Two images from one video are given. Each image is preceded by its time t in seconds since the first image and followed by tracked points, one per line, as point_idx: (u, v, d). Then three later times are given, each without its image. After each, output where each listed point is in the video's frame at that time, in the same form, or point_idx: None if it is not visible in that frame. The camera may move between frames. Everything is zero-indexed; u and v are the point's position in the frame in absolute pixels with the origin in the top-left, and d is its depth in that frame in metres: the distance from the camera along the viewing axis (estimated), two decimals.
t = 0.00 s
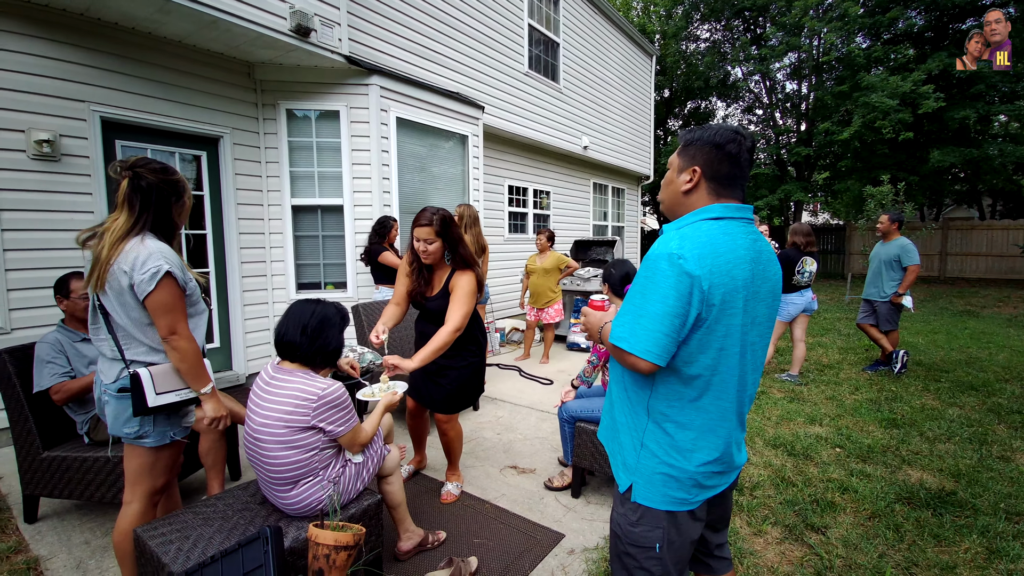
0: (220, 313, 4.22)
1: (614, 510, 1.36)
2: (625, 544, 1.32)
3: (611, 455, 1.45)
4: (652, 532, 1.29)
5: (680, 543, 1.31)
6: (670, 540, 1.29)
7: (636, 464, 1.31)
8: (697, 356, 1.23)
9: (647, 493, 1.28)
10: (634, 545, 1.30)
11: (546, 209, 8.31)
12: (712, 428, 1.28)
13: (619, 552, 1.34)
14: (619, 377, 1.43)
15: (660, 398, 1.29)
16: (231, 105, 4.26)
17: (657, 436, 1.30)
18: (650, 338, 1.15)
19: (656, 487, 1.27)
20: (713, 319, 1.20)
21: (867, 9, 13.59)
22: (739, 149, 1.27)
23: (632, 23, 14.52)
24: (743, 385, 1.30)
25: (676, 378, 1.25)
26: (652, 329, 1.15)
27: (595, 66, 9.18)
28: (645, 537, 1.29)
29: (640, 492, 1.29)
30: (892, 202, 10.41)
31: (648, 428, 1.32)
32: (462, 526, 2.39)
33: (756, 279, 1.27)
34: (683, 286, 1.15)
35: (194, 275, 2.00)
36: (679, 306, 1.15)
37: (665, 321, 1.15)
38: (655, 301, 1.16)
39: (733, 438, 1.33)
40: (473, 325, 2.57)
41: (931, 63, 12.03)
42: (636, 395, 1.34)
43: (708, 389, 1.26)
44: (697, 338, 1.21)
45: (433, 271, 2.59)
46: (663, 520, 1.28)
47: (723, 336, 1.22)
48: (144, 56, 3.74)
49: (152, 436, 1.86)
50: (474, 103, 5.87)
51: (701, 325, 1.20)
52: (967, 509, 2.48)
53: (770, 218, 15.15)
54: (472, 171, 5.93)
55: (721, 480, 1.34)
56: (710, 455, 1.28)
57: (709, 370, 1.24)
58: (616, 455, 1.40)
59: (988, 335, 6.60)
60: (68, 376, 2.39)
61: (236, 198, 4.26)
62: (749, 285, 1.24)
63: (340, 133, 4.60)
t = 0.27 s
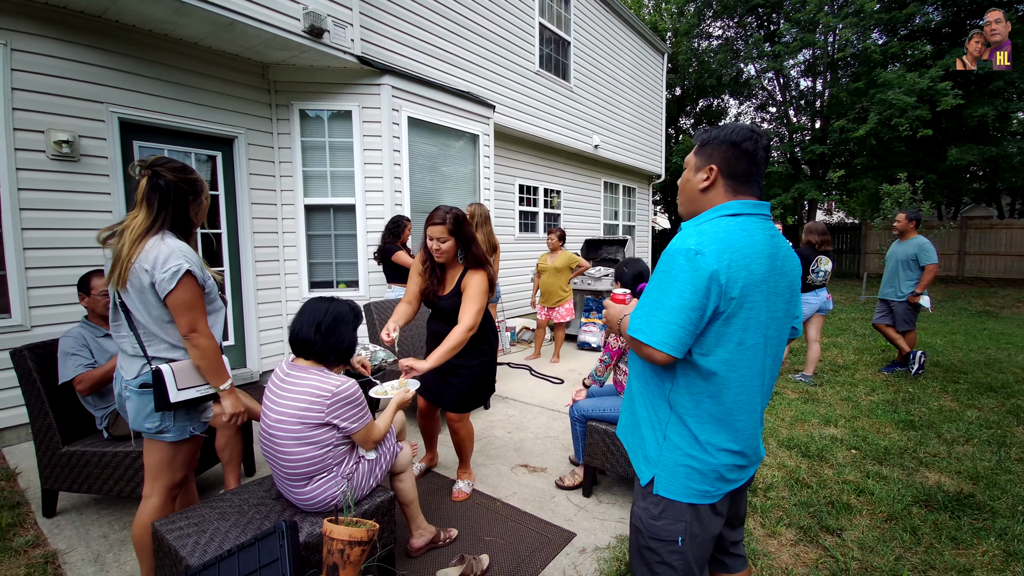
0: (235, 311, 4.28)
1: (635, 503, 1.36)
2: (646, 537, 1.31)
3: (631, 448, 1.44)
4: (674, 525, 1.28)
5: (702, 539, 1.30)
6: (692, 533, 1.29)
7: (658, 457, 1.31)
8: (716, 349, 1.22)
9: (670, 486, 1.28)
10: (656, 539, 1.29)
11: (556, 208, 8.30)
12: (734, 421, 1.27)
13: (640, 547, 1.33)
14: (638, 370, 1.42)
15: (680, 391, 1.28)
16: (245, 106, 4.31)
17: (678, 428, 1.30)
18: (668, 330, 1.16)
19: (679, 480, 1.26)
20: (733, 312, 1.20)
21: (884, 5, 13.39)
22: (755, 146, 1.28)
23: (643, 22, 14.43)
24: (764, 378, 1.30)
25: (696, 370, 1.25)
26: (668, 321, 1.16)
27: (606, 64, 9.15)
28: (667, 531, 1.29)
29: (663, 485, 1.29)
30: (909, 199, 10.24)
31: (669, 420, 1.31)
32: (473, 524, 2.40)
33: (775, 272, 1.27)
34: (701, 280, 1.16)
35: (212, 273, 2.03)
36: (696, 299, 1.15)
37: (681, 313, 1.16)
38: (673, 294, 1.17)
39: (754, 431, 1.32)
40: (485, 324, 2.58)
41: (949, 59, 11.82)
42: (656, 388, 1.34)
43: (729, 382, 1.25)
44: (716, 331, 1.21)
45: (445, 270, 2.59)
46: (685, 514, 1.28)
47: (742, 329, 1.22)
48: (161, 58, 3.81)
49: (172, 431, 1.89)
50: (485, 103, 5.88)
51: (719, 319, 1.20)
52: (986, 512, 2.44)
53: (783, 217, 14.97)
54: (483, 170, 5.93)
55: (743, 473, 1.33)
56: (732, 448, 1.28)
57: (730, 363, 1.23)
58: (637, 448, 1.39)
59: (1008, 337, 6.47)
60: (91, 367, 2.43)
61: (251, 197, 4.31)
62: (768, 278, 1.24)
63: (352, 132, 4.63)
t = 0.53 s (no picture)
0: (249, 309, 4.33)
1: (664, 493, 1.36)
2: (674, 527, 1.32)
3: (664, 447, 1.42)
4: (705, 515, 1.29)
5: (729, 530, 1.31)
6: (721, 522, 1.30)
7: (698, 454, 1.29)
8: (758, 342, 1.23)
9: (711, 481, 1.27)
10: (685, 528, 1.30)
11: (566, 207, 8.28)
12: (774, 414, 1.28)
13: (662, 538, 1.35)
14: (672, 367, 1.40)
15: (722, 386, 1.27)
16: (259, 106, 4.36)
17: (718, 424, 1.29)
18: (716, 323, 1.17)
19: (720, 474, 1.26)
20: (775, 306, 1.22)
21: None
22: (779, 144, 1.29)
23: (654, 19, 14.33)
24: (800, 371, 1.32)
25: (738, 364, 1.25)
26: (715, 316, 1.17)
27: (617, 62, 9.11)
28: (697, 520, 1.29)
29: (703, 481, 1.27)
30: (926, 198, 10.06)
31: (709, 416, 1.30)
32: (485, 521, 2.41)
33: (810, 268, 1.29)
34: (748, 274, 1.17)
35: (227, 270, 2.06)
36: (742, 293, 1.17)
37: (728, 307, 1.17)
38: (720, 288, 1.17)
39: (790, 424, 1.34)
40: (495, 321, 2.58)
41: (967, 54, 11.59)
42: (694, 383, 1.33)
43: (770, 375, 1.26)
44: (758, 325, 1.23)
45: (457, 267, 2.60)
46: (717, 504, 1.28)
47: (782, 321, 1.24)
48: (177, 59, 3.86)
49: (191, 425, 1.92)
50: (495, 102, 5.88)
51: (762, 312, 1.22)
52: (1006, 514, 2.40)
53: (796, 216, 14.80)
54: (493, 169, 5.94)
55: (777, 466, 1.34)
56: (770, 439, 1.29)
57: (772, 356, 1.25)
58: (673, 447, 1.37)
59: None
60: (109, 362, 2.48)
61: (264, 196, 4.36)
62: (805, 274, 1.27)
63: (364, 132, 4.66)
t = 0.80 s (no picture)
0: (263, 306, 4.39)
1: (709, 493, 1.36)
2: (721, 527, 1.32)
3: (701, 446, 1.42)
4: (752, 512, 1.30)
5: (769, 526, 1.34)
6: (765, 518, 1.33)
7: (742, 451, 1.31)
8: (803, 334, 1.27)
9: (757, 477, 1.29)
10: (733, 527, 1.31)
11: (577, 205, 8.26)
12: (816, 407, 1.31)
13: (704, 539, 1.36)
14: (709, 365, 1.41)
15: (766, 381, 1.29)
16: (273, 106, 4.41)
17: (762, 419, 1.31)
18: (768, 314, 1.20)
19: (766, 470, 1.28)
20: (818, 297, 1.27)
21: None
22: (805, 141, 1.34)
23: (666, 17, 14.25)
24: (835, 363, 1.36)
25: (784, 357, 1.28)
26: (768, 308, 1.20)
27: (628, 60, 9.07)
28: (743, 518, 1.31)
29: (749, 478, 1.29)
30: (943, 196, 9.89)
31: (752, 412, 1.32)
32: (497, 518, 2.42)
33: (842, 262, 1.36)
34: (798, 265, 1.22)
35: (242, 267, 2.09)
36: (793, 285, 1.21)
37: (781, 299, 1.20)
38: (772, 279, 1.21)
39: (825, 417, 1.37)
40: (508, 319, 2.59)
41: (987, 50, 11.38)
42: (735, 379, 1.35)
43: (811, 367, 1.29)
44: (804, 316, 1.27)
45: (469, 264, 2.62)
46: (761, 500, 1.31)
47: (825, 313, 1.29)
48: (193, 60, 3.92)
49: (206, 419, 1.96)
50: (507, 100, 5.89)
51: (808, 304, 1.26)
52: None
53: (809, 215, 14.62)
54: (504, 168, 5.95)
55: (814, 460, 1.38)
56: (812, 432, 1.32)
57: (814, 348, 1.29)
58: (713, 445, 1.38)
59: None
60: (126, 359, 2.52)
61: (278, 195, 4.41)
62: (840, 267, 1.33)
63: (376, 131, 4.69)
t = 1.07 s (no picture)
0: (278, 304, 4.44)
1: (735, 493, 1.38)
2: (750, 526, 1.34)
3: (726, 443, 1.42)
4: (781, 511, 1.31)
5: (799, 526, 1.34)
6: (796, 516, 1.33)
7: (768, 448, 1.31)
8: (833, 330, 1.27)
9: (783, 474, 1.29)
10: (764, 526, 1.32)
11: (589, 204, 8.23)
12: (845, 406, 1.30)
13: (734, 539, 1.37)
14: (733, 362, 1.41)
15: (794, 377, 1.29)
16: (289, 105, 4.46)
17: (787, 417, 1.30)
18: (800, 308, 1.20)
19: (792, 467, 1.28)
20: (849, 293, 1.26)
21: None
22: (832, 138, 1.33)
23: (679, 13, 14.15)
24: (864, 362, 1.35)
25: (813, 354, 1.27)
26: (803, 302, 1.20)
27: (641, 58, 9.01)
28: (774, 517, 1.31)
29: (775, 475, 1.30)
30: (963, 194, 9.69)
31: (777, 410, 1.32)
32: (511, 515, 2.42)
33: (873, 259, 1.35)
34: (831, 260, 1.21)
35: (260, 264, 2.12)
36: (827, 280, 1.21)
37: (816, 294, 1.20)
38: (806, 272, 1.21)
39: (852, 416, 1.37)
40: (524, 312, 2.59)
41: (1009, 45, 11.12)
42: (761, 376, 1.34)
43: (841, 365, 1.29)
44: (835, 312, 1.26)
45: (484, 253, 2.62)
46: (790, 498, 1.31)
47: (856, 310, 1.28)
48: (211, 60, 3.98)
49: (223, 414, 1.98)
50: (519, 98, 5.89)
51: (839, 300, 1.26)
52: None
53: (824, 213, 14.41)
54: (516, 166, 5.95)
55: (840, 459, 1.37)
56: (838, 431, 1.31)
57: (844, 345, 1.28)
58: (738, 441, 1.38)
59: None
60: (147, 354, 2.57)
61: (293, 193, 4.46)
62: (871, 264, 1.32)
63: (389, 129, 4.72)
